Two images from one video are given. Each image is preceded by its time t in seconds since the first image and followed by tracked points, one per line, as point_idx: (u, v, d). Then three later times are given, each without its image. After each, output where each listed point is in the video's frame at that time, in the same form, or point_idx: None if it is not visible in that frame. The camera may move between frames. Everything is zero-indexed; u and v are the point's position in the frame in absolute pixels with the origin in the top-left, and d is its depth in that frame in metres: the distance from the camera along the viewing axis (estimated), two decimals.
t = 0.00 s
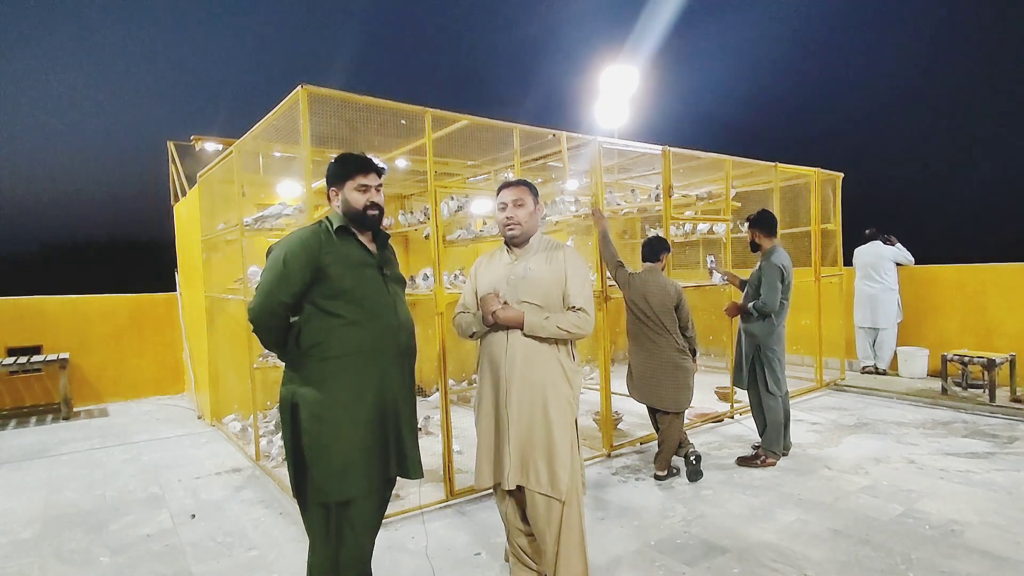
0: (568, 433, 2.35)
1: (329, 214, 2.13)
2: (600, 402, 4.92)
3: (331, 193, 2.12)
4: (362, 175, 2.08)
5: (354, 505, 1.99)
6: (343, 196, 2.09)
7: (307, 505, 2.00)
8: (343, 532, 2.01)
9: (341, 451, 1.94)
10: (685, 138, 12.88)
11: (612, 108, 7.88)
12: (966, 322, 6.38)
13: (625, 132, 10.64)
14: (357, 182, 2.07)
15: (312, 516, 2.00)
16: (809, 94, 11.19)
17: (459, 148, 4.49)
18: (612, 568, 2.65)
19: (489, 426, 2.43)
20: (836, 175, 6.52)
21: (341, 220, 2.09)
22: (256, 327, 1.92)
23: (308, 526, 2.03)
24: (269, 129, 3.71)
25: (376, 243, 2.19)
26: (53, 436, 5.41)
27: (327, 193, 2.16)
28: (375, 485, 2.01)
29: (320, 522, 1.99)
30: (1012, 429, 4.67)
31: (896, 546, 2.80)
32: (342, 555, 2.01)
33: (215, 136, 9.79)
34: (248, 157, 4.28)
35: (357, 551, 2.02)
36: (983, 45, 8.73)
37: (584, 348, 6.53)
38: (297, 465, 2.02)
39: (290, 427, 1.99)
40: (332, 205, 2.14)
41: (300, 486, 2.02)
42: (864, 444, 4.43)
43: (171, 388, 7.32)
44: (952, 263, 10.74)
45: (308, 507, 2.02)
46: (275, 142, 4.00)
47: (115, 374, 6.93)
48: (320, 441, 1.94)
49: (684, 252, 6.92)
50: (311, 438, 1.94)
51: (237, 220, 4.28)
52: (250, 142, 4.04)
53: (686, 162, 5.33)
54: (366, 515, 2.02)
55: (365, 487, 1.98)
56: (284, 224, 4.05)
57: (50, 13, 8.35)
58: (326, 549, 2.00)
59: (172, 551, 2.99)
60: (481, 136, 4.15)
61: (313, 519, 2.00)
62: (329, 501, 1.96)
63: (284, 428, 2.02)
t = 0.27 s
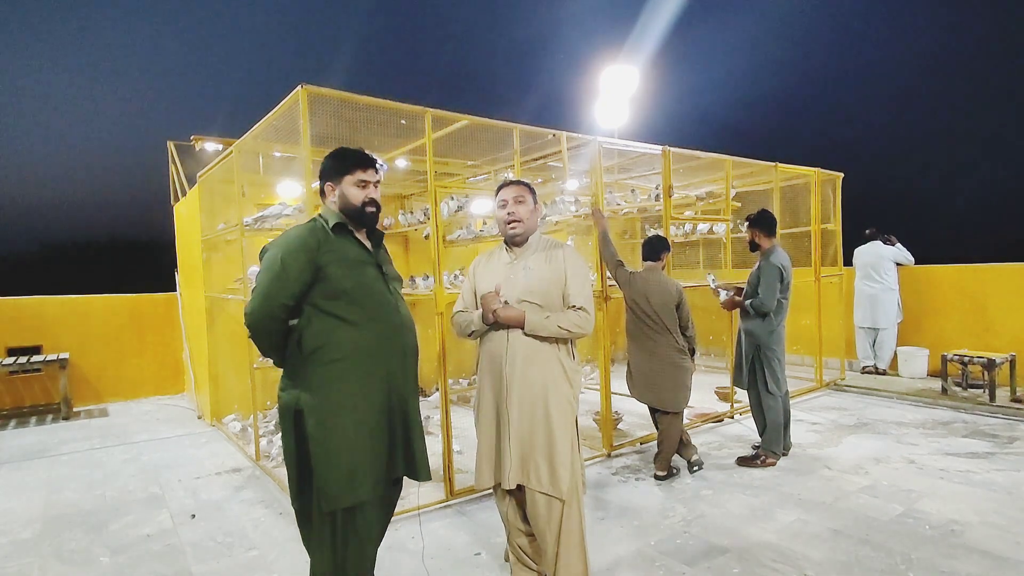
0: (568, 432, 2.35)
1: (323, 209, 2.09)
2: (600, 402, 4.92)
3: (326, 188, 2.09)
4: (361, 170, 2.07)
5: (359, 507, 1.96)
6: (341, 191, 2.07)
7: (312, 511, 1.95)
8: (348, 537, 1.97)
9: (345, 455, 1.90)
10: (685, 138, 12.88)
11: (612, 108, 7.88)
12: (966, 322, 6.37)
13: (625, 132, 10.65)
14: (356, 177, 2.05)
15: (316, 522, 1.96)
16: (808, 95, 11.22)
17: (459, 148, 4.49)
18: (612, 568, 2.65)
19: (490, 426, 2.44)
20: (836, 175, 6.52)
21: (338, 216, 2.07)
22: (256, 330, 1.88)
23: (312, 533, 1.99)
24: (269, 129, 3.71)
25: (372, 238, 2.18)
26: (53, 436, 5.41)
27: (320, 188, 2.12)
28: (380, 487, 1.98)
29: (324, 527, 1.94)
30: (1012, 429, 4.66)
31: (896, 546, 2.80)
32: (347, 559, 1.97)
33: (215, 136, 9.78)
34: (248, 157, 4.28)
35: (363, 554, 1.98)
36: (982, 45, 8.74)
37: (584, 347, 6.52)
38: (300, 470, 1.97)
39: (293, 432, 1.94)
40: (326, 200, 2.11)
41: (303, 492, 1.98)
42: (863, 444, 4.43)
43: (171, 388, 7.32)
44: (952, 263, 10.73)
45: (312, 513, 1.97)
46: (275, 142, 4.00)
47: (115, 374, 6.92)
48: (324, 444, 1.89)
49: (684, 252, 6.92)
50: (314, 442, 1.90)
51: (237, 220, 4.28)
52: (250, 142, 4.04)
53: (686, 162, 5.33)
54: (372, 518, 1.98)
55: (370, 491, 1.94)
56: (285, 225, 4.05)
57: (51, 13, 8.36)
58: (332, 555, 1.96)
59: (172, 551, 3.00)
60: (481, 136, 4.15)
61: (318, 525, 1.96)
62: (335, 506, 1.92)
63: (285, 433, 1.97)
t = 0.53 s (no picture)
0: (569, 430, 2.35)
1: (317, 203, 1.96)
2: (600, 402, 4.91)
3: (321, 182, 1.97)
4: (358, 165, 1.97)
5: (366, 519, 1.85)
6: (338, 185, 1.95)
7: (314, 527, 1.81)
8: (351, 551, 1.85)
9: (351, 464, 1.78)
10: (685, 138, 12.89)
11: (612, 108, 7.88)
12: (966, 322, 6.38)
13: (624, 132, 10.65)
14: (355, 173, 1.96)
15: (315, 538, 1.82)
16: (808, 95, 11.24)
17: (459, 148, 4.49)
18: (612, 568, 2.65)
19: (491, 425, 2.43)
20: (836, 175, 6.52)
21: (332, 212, 1.94)
22: (253, 336, 1.72)
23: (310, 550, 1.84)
24: (269, 129, 3.71)
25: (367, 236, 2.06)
26: (53, 436, 5.41)
27: (314, 181, 1.99)
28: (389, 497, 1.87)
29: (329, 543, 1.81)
30: (1011, 429, 4.66)
31: (896, 546, 2.80)
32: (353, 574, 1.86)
33: (215, 136, 9.79)
34: (248, 157, 4.28)
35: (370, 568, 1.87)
36: (982, 44, 8.74)
37: (584, 348, 6.53)
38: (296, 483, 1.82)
39: (290, 443, 1.79)
40: (320, 194, 1.98)
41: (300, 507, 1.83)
42: (864, 444, 4.43)
43: (171, 388, 7.32)
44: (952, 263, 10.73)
45: (310, 528, 1.83)
46: (275, 142, 3.99)
47: (115, 374, 6.92)
48: (327, 454, 1.76)
49: (683, 252, 6.92)
50: (317, 452, 1.76)
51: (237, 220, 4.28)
52: (249, 142, 4.04)
53: (686, 162, 5.33)
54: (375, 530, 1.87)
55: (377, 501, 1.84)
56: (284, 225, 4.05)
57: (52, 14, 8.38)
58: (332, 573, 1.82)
59: (172, 551, 3.00)
60: (481, 136, 4.15)
61: (316, 541, 1.82)
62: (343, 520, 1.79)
63: (279, 445, 1.81)
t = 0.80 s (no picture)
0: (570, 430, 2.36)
1: (311, 202, 1.92)
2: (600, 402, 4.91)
3: (317, 179, 1.93)
4: (356, 162, 1.96)
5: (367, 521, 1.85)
6: (337, 184, 1.94)
7: (316, 531, 1.81)
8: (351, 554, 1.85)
9: (354, 468, 1.78)
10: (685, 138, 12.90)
11: (612, 108, 7.88)
12: (966, 322, 6.38)
13: (624, 132, 10.65)
14: (353, 170, 1.95)
15: (316, 542, 1.81)
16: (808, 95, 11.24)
17: (459, 148, 4.49)
18: (612, 568, 2.65)
19: (492, 426, 2.43)
20: (836, 175, 6.52)
21: (330, 211, 1.93)
22: (254, 342, 1.70)
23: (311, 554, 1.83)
24: (269, 129, 3.71)
25: (362, 233, 2.04)
26: (53, 436, 5.41)
27: (306, 178, 1.95)
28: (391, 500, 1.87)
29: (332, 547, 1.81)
30: (1012, 429, 4.66)
31: (896, 546, 2.80)
32: None
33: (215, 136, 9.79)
34: (248, 157, 4.28)
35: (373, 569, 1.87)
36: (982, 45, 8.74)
37: (584, 348, 6.53)
38: (296, 487, 1.81)
39: (291, 448, 1.78)
40: (314, 192, 1.94)
41: (301, 511, 1.82)
42: (864, 444, 4.43)
43: (171, 388, 7.32)
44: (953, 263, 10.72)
45: (311, 533, 1.82)
46: (275, 142, 3.99)
47: (115, 374, 6.93)
48: (329, 458, 1.76)
49: (684, 252, 6.92)
50: (319, 457, 1.75)
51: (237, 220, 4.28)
52: (249, 142, 4.05)
53: (686, 162, 5.33)
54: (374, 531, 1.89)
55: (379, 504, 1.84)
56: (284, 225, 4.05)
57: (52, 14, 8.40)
58: None
59: (172, 551, 3.00)
60: (481, 136, 4.15)
61: (317, 546, 1.81)
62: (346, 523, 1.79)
63: (278, 450, 1.79)
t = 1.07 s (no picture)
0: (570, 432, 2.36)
1: (311, 202, 1.91)
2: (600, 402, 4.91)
3: (318, 179, 1.92)
4: (356, 164, 1.96)
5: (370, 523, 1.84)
6: (339, 185, 1.93)
7: (320, 533, 1.81)
8: (355, 557, 1.86)
9: (357, 470, 1.78)
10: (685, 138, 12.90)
11: (612, 108, 7.88)
12: (966, 322, 6.38)
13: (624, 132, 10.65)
14: (354, 172, 1.95)
15: (319, 544, 1.81)
16: (809, 95, 11.24)
17: (459, 148, 4.49)
18: (612, 568, 2.65)
19: (491, 426, 2.42)
20: (836, 175, 6.52)
21: (330, 212, 1.92)
22: (255, 347, 1.70)
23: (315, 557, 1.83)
24: (269, 129, 3.71)
25: (362, 234, 2.05)
26: (53, 436, 5.41)
27: (307, 179, 1.93)
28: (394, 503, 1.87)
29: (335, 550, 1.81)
30: (1011, 429, 4.66)
31: (896, 546, 2.80)
32: None
33: (215, 136, 9.79)
34: (248, 157, 4.28)
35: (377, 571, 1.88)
36: (982, 45, 8.74)
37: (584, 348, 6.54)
38: (299, 490, 1.81)
39: (293, 452, 1.78)
40: (315, 192, 1.92)
41: (304, 514, 1.83)
42: (864, 444, 4.43)
43: (171, 389, 7.32)
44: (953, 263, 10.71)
45: (314, 536, 1.82)
46: (275, 142, 4.00)
47: (115, 374, 6.93)
48: (331, 461, 1.75)
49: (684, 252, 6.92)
50: (322, 460, 1.75)
51: (237, 220, 4.29)
52: (250, 142, 4.05)
53: (686, 162, 5.33)
54: (379, 533, 1.89)
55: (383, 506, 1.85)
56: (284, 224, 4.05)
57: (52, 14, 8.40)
58: None
59: (172, 551, 3.00)
60: (481, 136, 4.15)
61: (320, 549, 1.81)
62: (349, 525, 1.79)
63: (281, 454, 1.79)
